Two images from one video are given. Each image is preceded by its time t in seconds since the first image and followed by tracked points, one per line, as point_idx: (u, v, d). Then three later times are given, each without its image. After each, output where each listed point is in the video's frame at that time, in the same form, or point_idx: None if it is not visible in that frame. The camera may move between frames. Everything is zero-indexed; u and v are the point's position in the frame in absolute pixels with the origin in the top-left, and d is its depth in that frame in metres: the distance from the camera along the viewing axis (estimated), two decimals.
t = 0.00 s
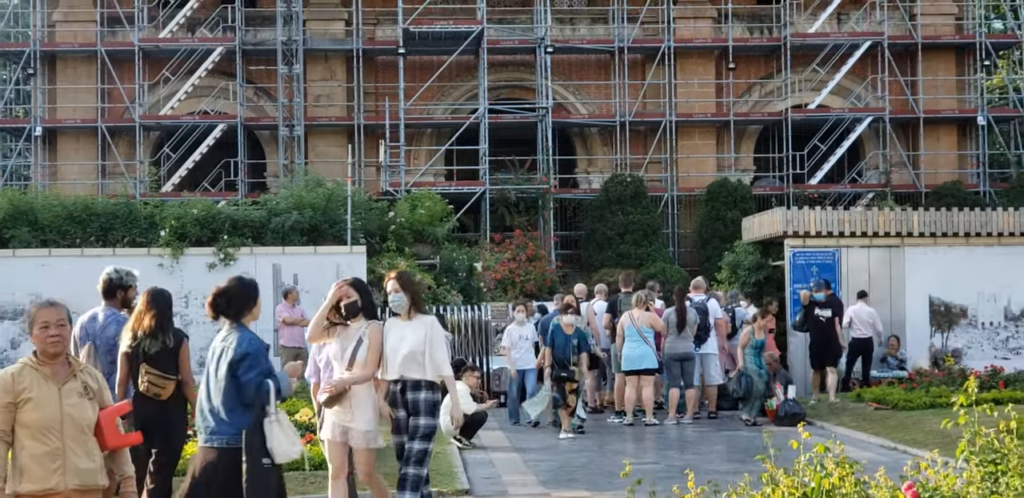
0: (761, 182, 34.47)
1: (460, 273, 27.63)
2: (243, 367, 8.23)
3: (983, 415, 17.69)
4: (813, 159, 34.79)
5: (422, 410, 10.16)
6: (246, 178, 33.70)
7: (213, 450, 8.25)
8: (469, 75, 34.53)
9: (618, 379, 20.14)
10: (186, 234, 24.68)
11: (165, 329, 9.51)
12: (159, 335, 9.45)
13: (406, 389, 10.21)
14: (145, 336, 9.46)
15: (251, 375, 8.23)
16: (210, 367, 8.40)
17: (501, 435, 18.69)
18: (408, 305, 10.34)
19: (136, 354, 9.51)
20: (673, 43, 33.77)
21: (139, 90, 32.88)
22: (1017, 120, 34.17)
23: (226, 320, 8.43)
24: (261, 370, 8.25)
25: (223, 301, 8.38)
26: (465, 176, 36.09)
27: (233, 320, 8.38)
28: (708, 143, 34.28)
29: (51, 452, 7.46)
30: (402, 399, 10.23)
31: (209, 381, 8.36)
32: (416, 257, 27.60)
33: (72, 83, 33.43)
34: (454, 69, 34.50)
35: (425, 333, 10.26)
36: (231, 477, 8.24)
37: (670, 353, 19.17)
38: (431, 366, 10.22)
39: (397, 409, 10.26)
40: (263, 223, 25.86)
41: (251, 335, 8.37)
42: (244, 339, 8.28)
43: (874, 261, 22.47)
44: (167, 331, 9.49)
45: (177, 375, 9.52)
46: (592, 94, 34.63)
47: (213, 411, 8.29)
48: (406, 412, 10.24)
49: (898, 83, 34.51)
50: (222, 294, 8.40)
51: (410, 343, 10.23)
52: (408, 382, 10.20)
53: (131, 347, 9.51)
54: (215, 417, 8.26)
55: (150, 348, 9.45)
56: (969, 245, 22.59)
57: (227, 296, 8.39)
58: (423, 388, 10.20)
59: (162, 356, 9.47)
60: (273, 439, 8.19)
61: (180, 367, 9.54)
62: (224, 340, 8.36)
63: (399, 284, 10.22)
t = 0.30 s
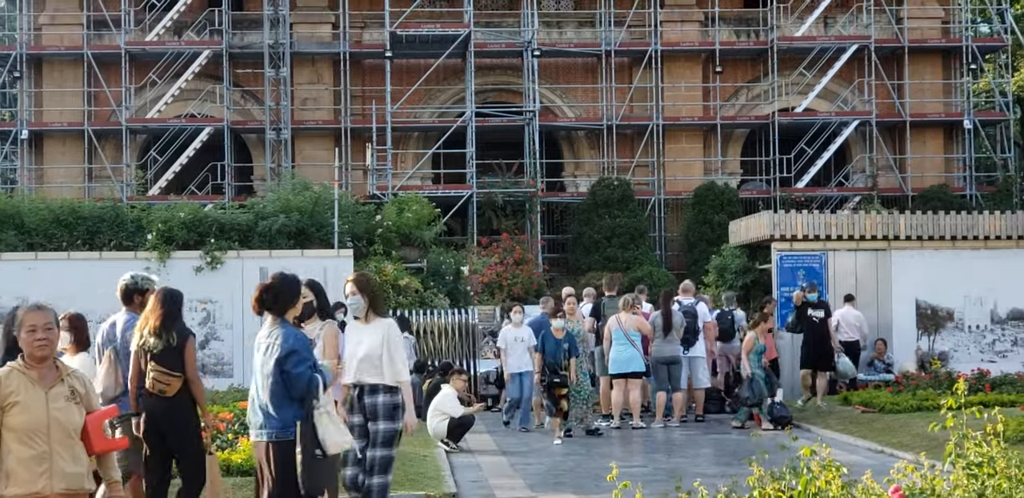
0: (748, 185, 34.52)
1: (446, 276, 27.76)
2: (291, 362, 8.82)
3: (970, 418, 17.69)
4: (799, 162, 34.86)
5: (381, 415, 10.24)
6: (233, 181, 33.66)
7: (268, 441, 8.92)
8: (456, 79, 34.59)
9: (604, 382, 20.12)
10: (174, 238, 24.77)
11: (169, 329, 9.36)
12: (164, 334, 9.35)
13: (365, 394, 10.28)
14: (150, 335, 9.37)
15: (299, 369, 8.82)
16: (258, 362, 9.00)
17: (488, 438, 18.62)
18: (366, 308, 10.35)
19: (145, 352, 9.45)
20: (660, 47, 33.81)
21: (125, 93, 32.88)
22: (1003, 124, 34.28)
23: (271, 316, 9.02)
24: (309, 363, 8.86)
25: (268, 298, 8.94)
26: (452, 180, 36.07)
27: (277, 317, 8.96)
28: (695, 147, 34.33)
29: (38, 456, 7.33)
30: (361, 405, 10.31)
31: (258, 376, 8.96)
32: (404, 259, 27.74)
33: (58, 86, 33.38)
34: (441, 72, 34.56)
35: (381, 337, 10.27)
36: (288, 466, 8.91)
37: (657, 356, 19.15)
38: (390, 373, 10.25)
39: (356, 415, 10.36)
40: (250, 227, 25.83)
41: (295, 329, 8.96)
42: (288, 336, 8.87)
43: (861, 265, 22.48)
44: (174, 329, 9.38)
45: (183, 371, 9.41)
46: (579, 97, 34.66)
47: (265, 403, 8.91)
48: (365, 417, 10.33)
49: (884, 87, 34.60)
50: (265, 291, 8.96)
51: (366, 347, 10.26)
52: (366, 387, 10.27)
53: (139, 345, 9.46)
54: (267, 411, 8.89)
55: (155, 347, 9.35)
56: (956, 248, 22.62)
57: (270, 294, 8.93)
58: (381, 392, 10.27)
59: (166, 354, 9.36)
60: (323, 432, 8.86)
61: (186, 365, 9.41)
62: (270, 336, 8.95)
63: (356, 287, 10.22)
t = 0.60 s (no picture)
0: (746, 187, 34.53)
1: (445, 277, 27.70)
2: (339, 367, 8.49)
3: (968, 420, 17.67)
4: (798, 164, 34.86)
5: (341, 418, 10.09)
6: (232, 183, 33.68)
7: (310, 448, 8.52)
8: (454, 81, 34.61)
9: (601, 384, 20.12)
10: (172, 240, 24.93)
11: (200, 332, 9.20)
12: (194, 338, 9.17)
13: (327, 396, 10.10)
14: (180, 338, 9.19)
15: (347, 374, 8.48)
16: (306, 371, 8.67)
17: (485, 440, 18.60)
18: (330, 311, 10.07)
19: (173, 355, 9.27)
20: (658, 48, 33.85)
21: (124, 95, 32.93)
22: (1001, 126, 34.28)
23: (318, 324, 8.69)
24: (357, 369, 8.52)
25: (314, 304, 8.62)
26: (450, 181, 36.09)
27: (324, 323, 8.63)
28: (693, 149, 34.33)
29: (36, 458, 7.44)
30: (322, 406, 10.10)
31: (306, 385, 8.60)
32: (401, 261, 27.81)
33: (56, 88, 33.38)
34: (439, 74, 34.57)
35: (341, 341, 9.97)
36: (331, 475, 8.49)
37: (656, 358, 19.06)
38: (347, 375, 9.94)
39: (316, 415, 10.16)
40: (249, 228, 26.00)
41: (344, 336, 8.64)
42: (336, 340, 8.54)
43: (859, 266, 22.50)
44: (204, 333, 9.20)
45: (210, 375, 9.18)
46: (577, 99, 34.67)
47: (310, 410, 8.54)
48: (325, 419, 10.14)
49: (883, 89, 34.57)
50: (313, 297, 8.65)
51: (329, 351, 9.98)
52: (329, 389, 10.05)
53: (168, 346, 9.31)
54: (310, 416, 8.51)
55: (183, 351, 9.16)
56: (954, 250, 22.59)
57: (319, 299, 8.63)
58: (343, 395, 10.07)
59: (195, 358, 9.15)
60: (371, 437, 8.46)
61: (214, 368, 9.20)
62: (318, 342, 8.63)
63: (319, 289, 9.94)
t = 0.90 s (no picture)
0: (748, 187, 34.55)
1: (445, 278, 27.71)
2: (383, 361, 9.06)
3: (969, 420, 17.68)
4: (799, 165, 34.88)
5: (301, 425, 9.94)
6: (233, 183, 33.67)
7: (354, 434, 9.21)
8: (455, 81, 34.60)
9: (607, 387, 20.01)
10: (173, 240, 24.93)
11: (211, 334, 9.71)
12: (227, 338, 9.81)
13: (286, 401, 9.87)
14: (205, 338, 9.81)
15: (390, 367, 9.07)
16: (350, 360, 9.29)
17: (487, 441, 18.60)
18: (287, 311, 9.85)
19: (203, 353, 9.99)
20: (659, 49, 33.92)
21: (125, 96, 32.96)
22: (1003, 126, 34.25)
23: (363, 316, 9.27)
24: (400, 361, 9.11)
25: (359, 299, 9.20)
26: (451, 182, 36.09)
27: (369, 316, 9.21)
28: (695, 149, 34.35)
29: (36, 459, 7.41)
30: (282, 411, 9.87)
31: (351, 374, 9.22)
32: (402, 262, 27.83)
33: (57, 89, 33.38)
34: (440, 75, 34.59)
35: (304, 342, 9.78)
36: (373, 459, 9.18)
37: (657, 358, 19.04)
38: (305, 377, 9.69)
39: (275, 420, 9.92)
40: (250, 229, 26.02)
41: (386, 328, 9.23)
42: (379, 335, 9.10)
43: (860, 267, 22.51)
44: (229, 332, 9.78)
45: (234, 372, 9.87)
46: (578, 100, 34.70)
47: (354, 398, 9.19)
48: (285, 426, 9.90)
49: (884, 89, 34.56)
50: (358, 291, 9.22)
51: (291, 352, 9.81)
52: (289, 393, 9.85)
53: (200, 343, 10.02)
54: (358, 408, 9.15)
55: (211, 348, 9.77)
56: (955, 250, 22.59)
57: (364, 294, 9.19)
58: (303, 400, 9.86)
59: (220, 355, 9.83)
60: (411, 427, 9.06)
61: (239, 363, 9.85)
62: (361, 334, 9.20)
63: (276, 290, 9.86)
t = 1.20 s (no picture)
0: (751, 188, 34.56)
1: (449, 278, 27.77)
2: (434, 364, 9.15)
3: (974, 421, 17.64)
4: (802, 165, 34.90)
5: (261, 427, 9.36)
6: (237, 184, 33.70)
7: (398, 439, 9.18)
8: (459, 82, 34.58)
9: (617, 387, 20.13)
10: (177, 240, 24.95)
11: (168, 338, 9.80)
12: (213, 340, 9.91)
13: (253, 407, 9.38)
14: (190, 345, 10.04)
15: (441, 369, 9.15)
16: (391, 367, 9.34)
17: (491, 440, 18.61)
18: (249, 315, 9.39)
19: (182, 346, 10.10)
20: (663, 49, 33.90)
21: (128, 96, 33.03)
22: (1006, 127, 34.25)
23: (406, 322, 9.37)
24: (448, 365, 9.20)
25: (404, 303, 9.31)
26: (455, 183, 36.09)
27: (412, 321, 9.32)
28: (698, 150, 34.36)
29: (38, 458, 7.46)
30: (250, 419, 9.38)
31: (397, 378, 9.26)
32: (406, 263, 27.89)
33: (61, 89, 33.37)
34: (444, 75, 34.59)
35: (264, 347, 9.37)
36: (419, 463, 9.13)
37: (661, 359, 18.96)
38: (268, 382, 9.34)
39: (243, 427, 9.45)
40: (254, 229, 26.05)
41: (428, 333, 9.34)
42: (427, 339, 9.22)
43: (865, 267, 22.49)
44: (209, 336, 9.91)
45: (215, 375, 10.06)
46: (582, 100, 34.70)
47: (398, 402, 9.21)
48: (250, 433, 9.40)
49: (888, 90, 34.57)
50: (401, 297, 9.34)
51: (252, 358, 9.36)
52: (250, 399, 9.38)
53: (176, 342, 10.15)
54: (408, 409, 9.17)
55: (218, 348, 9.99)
56: (959, 251, 22.54)
57: (408, 298, 9.32)
58: (265, 405, 9.38)
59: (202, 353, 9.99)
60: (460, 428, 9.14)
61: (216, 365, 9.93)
62: (407, 340, 9.29)
63: (237, 292, 9.38)
